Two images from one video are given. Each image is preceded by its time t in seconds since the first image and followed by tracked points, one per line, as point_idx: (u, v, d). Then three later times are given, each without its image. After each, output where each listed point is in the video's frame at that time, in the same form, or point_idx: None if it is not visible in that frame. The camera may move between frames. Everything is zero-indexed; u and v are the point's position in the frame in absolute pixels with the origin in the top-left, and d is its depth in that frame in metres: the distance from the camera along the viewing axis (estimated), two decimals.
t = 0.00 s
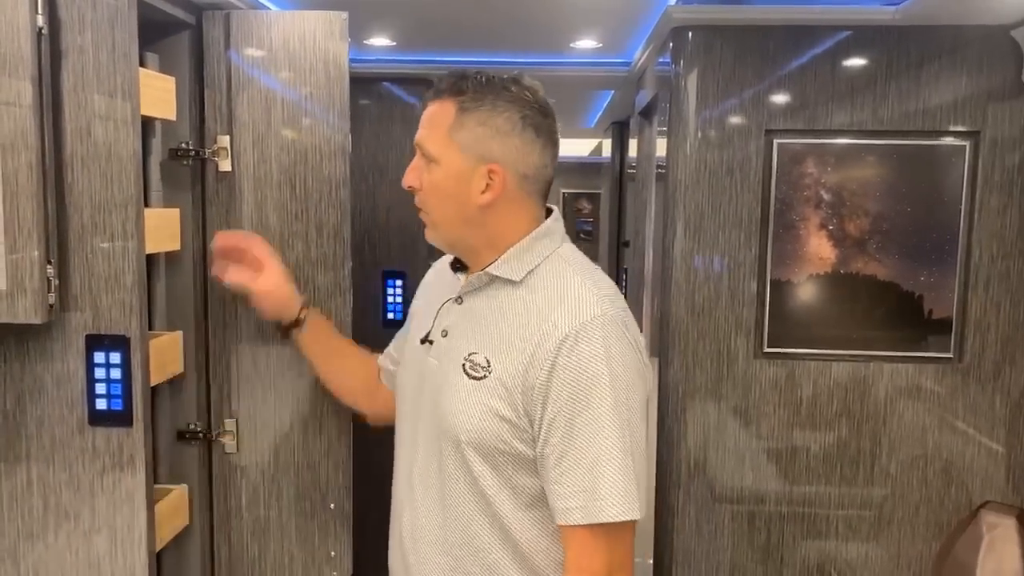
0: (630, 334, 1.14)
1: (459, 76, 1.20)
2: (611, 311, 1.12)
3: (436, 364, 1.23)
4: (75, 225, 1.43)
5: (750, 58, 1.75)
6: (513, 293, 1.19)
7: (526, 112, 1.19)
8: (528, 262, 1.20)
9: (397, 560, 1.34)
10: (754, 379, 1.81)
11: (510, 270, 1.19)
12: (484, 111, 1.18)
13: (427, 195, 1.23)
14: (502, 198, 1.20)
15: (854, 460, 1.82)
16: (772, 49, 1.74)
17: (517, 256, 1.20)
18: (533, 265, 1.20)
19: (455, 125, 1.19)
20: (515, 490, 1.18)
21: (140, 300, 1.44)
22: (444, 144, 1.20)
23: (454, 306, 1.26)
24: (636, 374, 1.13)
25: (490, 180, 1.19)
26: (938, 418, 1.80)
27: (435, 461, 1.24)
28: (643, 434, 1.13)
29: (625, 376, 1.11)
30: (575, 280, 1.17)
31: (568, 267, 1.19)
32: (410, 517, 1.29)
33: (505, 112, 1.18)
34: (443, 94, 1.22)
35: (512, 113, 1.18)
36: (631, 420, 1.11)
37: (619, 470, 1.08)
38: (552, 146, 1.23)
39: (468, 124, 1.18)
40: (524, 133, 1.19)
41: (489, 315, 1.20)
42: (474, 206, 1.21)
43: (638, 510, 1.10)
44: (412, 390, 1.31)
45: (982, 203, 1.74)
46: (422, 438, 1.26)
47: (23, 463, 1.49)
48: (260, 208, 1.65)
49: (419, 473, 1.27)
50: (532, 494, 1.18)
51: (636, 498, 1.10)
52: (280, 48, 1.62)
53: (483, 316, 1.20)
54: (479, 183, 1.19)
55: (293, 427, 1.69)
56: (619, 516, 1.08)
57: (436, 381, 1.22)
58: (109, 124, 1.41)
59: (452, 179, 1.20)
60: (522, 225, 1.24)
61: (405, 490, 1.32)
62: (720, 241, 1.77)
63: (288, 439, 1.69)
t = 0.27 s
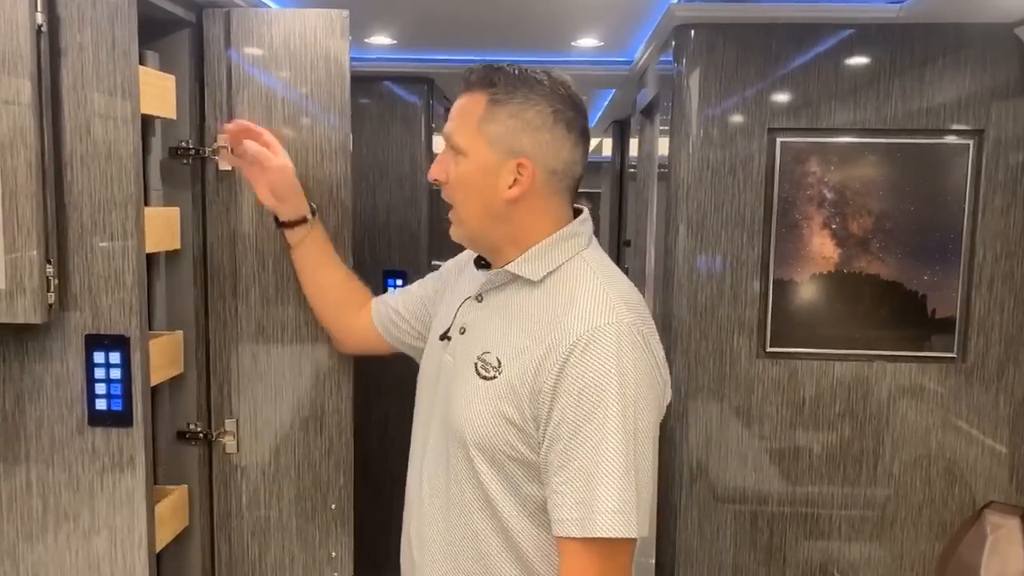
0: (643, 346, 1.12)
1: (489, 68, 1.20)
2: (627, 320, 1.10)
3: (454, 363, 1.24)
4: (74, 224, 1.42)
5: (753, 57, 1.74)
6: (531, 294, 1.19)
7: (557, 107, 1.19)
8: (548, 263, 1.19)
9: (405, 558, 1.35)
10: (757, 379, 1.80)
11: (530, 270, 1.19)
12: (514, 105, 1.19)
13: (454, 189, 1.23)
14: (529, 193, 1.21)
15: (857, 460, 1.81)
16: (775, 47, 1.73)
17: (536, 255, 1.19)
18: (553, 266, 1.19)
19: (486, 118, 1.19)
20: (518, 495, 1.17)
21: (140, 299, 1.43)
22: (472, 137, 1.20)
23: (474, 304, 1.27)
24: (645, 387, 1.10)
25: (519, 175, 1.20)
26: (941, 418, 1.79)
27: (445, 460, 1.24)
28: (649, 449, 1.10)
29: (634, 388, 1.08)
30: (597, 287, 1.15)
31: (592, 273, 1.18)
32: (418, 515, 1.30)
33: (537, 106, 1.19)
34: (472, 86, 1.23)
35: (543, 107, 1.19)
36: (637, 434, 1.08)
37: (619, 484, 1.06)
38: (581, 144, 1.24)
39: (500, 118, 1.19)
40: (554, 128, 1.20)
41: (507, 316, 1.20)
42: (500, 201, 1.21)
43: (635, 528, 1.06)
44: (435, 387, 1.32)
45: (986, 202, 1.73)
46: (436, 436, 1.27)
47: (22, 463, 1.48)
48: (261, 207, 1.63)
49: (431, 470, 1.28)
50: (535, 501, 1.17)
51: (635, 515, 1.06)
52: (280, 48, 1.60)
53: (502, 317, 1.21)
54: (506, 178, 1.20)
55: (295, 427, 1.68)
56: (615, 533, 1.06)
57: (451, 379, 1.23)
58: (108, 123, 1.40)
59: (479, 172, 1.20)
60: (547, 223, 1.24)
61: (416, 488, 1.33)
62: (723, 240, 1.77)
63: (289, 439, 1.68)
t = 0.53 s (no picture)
0: (661, 348, 1.10)
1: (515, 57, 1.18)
2: (646, 324, 1.07)
3: (458, 367, 1.21)
4: (66, 221, 1.39)
5: (757, 51, 1.71)
6: (542, 294, 1.16)
7: (584, 104, 1.18)
8: (558, 263, 1.17)
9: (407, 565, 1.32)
10: (761, 379, 1.77)
11: (540, 270, 1.16)
12: (541, 98, 1.17)
13: (466, 179, 1.21)
14: (547, 189, 1.19)
15: (862, 461, 1.79)
16: (779, 41, 1.71)
17: (546, 254, 1.17)
18: (562, 265, 1.17)
19: (510, 109, 1.17)
20: (530, 502, 1.15)
21: (134, 298, 1.40)
22: (492, 127, 1.18)
23: (477, 304, 1.23)
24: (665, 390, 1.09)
25: (540, 170, 1.18)
26: (947, 418, 1.77)
27: (449, 466, 1.21)
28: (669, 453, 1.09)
29: (654, 391, 1.07)
30: (611, 290, 1.13)
31: (605, 275, 1.15)
32: (422, 522, 1.27)
33: (564, 101, 1.17)
34: (493, 75, 1.20)
35: (570, 102, 1.17)
36: (659, 439, 1.07)
37: (644, 492, 1.04)
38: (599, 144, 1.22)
39: (524, 109, 1.17)
40: (580, 125, 1.19)
41: (515, 318, 1.17)
42: (517, 195, 1.19)
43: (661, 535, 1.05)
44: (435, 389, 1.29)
45: (993, 198, 1.71)
46: (438, 440, 1.24)
47: (14, 464, 1.45)
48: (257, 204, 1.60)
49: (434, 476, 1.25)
50: (550, 508, 1.15)
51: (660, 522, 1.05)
52: (276, 44, 1.57)
53: (509, 319, 1.18)
54: (527, 172, 1.18)
55: (292, 427, 1.65)
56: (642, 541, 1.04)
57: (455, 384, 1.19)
58: (100, 117, 1.36)
59: (498, 164, 1.18)
60: (560, 222, 1.23)
61: (416, 493, 1.30)
62: (726, 237, 1.74)
63: (286, 439, 1.65)
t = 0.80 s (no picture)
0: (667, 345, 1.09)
1: (526, 52, 1.14)
2: (655, 323, 1.06)
3: (448, 372, 1.15)
4: (62, 220, 1.37)
5: (759, 49, 1.70)
6: (539, 296, 1.13)
7: (590, 108, 1.16)
8: (554, 264, 1.13)
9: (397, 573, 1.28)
10: (763, 380, 1.76)
11: (536, 272, 1.12)
12: (551, 97, 1.13)
13: (462, 174, 1.15)
14: (549, 191, 1.16)
15: (865, 462, 1.78)
16: (781, 39, 1.70)
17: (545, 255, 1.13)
18: (558, 267, 1.13)
19: (519, 104, 1.13)
20: (537, 507, 1.13)
21: (131, 298, 1.39)
22: (497, 122, 1.13)
23: (464, 306, 1.18)
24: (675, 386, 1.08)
25: (543, 171, 1.15)
26: (950, 419, 1.76)
27: (443, 474, 1.16)
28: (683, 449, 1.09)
29: (669, 390, 1.06)
30: (613, 289, 1.11)
31: (604, 274, 1.13)
32: (413, 530, 1.22)
33: (573, 103, 1.14)
34: (499, 67, 1.15)
35: (578, 105, 1.15)
36: (676, 437, 1.06)
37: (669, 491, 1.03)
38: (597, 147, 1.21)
39: (533, 106, 1.13)
40: (585, 129, 1.16)
41: (512, 320, 1.13)
42: (518, 195, 1.15)
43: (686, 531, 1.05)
44: (416, 393, 1.23)
45: (997, 198, 1.69)
46: (428, 447, 1.19)
47: (10, 466, 1.44)
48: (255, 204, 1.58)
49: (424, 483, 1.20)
50: (559, 510, 1.13)
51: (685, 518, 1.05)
52: (276, 43, 1.56)
53: (505, 321, 1.13)
54: (530, 173, 1.14)
55: (291, 428, 1.64)
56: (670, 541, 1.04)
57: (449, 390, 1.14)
58: (96, 116, 1.35)
59: (500, 161, 1.14)
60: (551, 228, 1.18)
61: (402, 501, 1.24)
62: (728, 236, 1.73)
63: (284, 440, 1.64)
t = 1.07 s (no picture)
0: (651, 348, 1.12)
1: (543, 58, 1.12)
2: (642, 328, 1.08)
3: (431, 380, 1.14)
4: (62, 219, 1.36)
5: (763, 48, 1.69)
6: (523, 301, 1.13)
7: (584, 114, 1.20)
8: (537, 270, 1.14)
9: None
10: (767, 379, 1.75)
11: (521, 278, 1.13)
12: (568, 108, 1.15)
13: (489, 186, 1.10)
14: (559, 200, 1.18)
15: (869, 462, 1.77)
16: (784, 38, 1.69)
17: (529, 261, 1.14)
18: (542, 272, 1.14)
19: (547, 115, 1.12)
20: (526, 513, 1.13)
21: (131, 297, 1.38)
22: (528, 133, 1.10)
23: (446, 309, 1.16)
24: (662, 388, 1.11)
25: (561, 179, 1.17)
26: (954, 419, 1.75)
27: (427, 482, 1.15)
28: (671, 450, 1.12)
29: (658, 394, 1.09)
30: (596, 294, 1.12)
31: (584, 279, 1.15)
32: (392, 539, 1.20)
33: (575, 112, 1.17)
34: (516, 72, 1.11)
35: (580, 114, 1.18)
36: (667, 438, 1.09)
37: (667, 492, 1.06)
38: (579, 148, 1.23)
39: (558, 117, 1.13)
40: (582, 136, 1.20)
41: (497, 326, 1.12)
42: (535, 204, 1.15)
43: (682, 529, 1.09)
44: (392, 400, 1.21)
45: (1001, 197, 1.69)
46: (409, 456, 1.17)
47: (9, 466, 1.43)
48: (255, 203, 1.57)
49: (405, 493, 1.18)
50: (547, 514, 1.14)
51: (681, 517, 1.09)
52: (277, 42, 1.55)
53: (489, 327, 1.13)
54: (550, 181, 1.15)
55: (291, 428, 1.63)
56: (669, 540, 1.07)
57: (434, 399, 1.13)
58: (96, 114, 1.34)
59: (528, 173, 1.11)
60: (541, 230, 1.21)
61: (379, 511, 1.22)
62: (731, 235, 1.72)
63: (285, 440, 1.63)
